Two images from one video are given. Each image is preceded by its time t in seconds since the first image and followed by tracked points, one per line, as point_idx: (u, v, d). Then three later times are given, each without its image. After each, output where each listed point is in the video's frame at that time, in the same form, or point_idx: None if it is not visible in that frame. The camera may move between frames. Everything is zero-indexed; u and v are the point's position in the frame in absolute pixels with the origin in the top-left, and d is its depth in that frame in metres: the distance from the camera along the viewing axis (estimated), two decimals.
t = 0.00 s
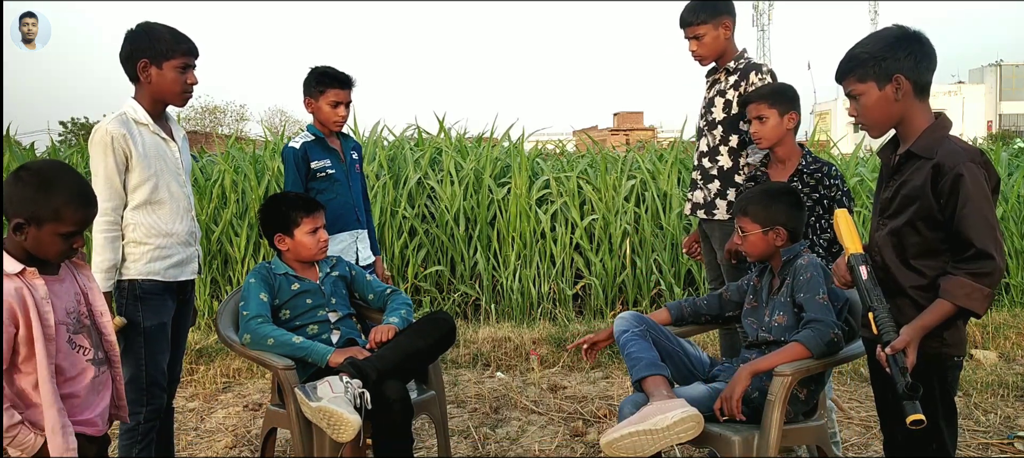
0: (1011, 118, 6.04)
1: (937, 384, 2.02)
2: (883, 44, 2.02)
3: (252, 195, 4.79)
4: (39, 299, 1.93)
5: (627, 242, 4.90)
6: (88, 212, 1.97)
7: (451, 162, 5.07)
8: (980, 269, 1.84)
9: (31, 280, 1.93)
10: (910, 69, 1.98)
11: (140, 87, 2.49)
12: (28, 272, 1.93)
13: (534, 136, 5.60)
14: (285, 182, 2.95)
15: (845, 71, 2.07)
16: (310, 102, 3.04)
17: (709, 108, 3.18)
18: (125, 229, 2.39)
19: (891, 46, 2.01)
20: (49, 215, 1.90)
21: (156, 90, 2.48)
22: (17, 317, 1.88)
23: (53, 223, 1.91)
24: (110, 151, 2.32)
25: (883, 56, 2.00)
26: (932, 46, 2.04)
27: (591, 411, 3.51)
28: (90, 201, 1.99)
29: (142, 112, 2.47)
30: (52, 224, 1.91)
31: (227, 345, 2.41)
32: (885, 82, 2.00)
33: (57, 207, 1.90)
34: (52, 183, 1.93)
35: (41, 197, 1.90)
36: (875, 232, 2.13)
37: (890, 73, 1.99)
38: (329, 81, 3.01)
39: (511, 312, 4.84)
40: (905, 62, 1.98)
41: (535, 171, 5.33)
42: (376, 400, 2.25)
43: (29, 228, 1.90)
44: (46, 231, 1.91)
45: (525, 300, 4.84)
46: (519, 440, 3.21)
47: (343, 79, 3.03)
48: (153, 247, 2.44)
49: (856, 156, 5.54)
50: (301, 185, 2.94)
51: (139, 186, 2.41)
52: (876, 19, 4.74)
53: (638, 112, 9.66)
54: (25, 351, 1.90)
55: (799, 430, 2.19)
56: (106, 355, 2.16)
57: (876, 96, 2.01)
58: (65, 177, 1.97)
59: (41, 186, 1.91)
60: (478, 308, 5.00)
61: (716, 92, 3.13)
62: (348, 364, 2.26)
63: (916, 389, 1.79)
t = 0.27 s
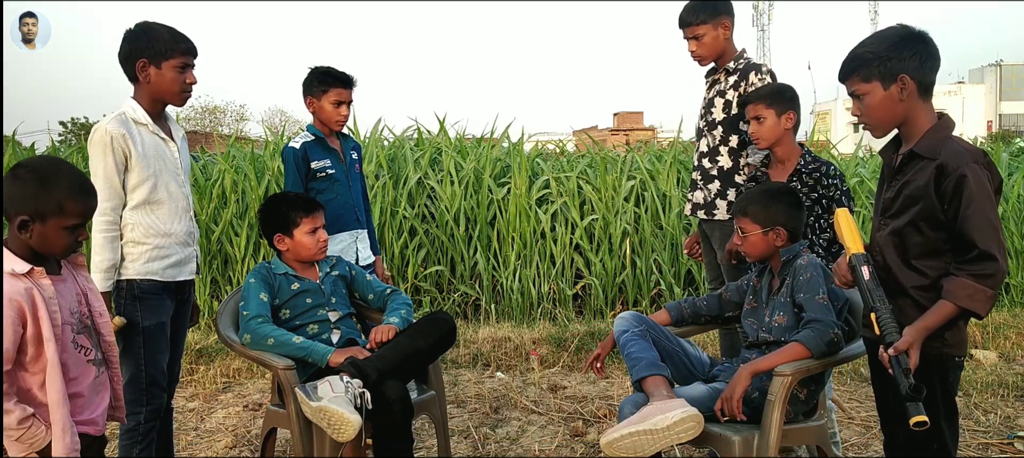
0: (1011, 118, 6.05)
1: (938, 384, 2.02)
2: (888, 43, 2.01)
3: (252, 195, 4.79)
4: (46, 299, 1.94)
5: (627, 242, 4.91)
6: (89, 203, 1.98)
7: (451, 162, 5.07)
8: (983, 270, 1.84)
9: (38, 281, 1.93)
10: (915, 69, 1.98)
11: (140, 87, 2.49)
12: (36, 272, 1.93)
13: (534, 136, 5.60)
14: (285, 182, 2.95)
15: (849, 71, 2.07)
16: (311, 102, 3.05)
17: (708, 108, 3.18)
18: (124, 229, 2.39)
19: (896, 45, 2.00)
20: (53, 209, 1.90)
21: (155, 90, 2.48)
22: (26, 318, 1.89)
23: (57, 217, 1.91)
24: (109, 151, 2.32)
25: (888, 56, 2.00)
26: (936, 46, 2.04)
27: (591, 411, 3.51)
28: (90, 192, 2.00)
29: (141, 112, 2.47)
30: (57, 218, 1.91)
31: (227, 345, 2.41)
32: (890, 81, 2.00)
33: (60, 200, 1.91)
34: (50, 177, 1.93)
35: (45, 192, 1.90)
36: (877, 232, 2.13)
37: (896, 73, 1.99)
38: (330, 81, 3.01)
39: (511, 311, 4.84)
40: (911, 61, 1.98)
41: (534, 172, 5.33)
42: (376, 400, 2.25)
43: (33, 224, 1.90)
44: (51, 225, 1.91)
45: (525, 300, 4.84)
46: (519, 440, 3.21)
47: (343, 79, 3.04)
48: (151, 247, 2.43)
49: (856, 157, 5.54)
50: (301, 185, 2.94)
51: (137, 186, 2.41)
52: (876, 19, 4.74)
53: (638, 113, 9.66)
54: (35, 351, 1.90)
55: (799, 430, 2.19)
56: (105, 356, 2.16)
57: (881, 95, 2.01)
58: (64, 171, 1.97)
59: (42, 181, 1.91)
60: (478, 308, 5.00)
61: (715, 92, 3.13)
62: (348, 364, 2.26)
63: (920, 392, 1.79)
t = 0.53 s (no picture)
0: (1010, 118, 6.05)
1: (940, 385, 2.02)
2: (894, 41, 2.01)
3: (252, 196, 4.79)
4: (48, 300, 1.94)
5: (627, 242, 4.91)
6: (86, 197, 1.98)
7: (451, 162, 5.07)
8: (986, 271, 1.84)
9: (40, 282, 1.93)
10: (921, 69, 1.98)
11: (139, 87, 2.49)
12: (37, 272, 1.93)
13: (534, 136, 5.60)
14: (285, 182, 2.95)
15: (854, 68, 2.07)
16: (311, 102, 3.04)
17: (708, 108, 3.18)
18: (121, 229, 2.39)
19: (902, 43, 2.00)
20: (49, 205, 1.91)
21: (155, 89, 2.48)
22: (30, 318, 1.88)
23: (55, 213, 1.91)
24: (107, 151, 2.32)
25: (894, 54, 1.99)
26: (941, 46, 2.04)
27: (591, 411, 3.51)
28: (85, 186, 2.00)
29: (140, 112, 2.47)
30: (55, 214, 1.91)
31: (227, 345, 2.41)
32: (896, 80, 1.99)
33: (57, 196, 1.91)
34: (45, 174, 1.93)
35: (42, 188, 1.90)
36: (880, 232, 2.13)
37: (902, 72, 1.98)
38: (332, 80, 3.02)
39: (511, 311, 4.84)
40: (916, 60, 1.98)
41: (535, 171, 5.33)
42: (376, 400, 2.25)
43: (32, 222, 1.91)
44: (49, 222, 1.91)
45: (525, 300, 4.83)
46: (519, 440, 3.21)
47: (345, 79, 3.04)
48: (149, 247, 2.43)
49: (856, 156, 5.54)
50: (301, 185, 2.94)
51: (135, 186, 2.41)
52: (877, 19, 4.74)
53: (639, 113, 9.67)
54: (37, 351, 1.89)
55: (799, 430, 2.19)
56: (103, 356, 2.16)
57: (885, 93, 2.01)
58: (61, 168, 1.97)
59: (38, 177, 1.92)
60: (478, 308, 5.00)
61: (716, 92, 3.13)
62: (348, 364, 2.26)
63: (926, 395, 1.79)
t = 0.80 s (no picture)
0: (1010, 118, 6.05)
1: (942, 385, 2.02)
2: (898, 40, 2.00)
3: (252, 196, 4.79)
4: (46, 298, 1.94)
5: (627, 242, 4.91)
6: (81, 194, 1.98)
7: (451, 162, 5.07)
8: (988, 271, 1.84)
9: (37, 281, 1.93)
10: (924, 68, 1.98)
11: (139, 87, 2.49)
12: (35, 271, 1.93)
13: (534, 136, 5.60)
14: (285, 182, 2.95)
15: (857, 65, 2.06)
16: (312, 101, 3.04)
17: (708, 108, 3.18)
18: (121, 229, 2.38)
19: (906, 42, 2.00)
20: (46, 202, 1.91)
21: (154, 89, 2.48)
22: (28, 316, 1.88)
23: (51, 210, 1.91)
24: (107, 151, 2.32)
25: (898, 53, 1.99)
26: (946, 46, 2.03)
27: (591, 411, 3.51)
28: (80, 183, 2.00)
29: (140, 111, 2.46)
30: (51, 211, 1.91)
31: (227, 345, 2.41)
32: (898, 79, 1.99)
33: (52, 194, 1.91)
34: (41, 172, 1.93)
35: (37, 185, 1.90)
36: (881, 231, 2.13)
37: (904, 71, 1.98)
38: (332, 79, 3.02)
39: (511, 311, 4.84)
40: (919, 60, 1.98)
41: (535, 171, 5.33)
42: (376, 400, 2.25)
43: (28, 220, 1.90)
44: (46, 219, 1.91)
45: (525, 300, 4.83)
46: (519, 440, 3.21)
47: (345, 78, 3.05)
48: (148, 247, 2.43)
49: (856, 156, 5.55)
50: (301, 185, 2.94)
51: (135, 186, 2.41)
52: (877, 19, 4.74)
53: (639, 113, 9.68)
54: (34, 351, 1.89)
55: (799, 430, 2.19)
56: (101, 358, 2.16)
57: (887, 92, 2.01)
58: (56, 166, 1.97)
59: (32, 175, 1.91)
60: (478, 308, 5.00)
61: (716, 92, 3.13)
62: (348, 364, 2.26)
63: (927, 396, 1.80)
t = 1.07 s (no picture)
0: (1010, 118, 6.06)
1: (941, 385, 2.02)
2: (902, 39, 2.00)
3: (252, 196, 4.79)
4: (41, 296, 1.94)
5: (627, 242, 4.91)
6: (78, 190, 1.98)
7: (451, 162, 5.07)
8: (985, 272, 1.84)
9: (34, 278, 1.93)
10: (926, 68, 1.98)
11: (139, 87, 2.49)
12: (31, 269, 1.93)
13: (534, 136, 5.60)
14: (285, 182, 2.95)
15: (860, 61, 2.06)
16: (311, 101, 3.04)
17: (708, 108, 3.18)
18: (121, 229, 2.39)
19: (912, 41, 1.99)
20: (42, 199, 1.91)
21: (154, 89, 2.48)
22: (25, 313, 1.88)
23: (48, 206, 1.91)
24: (107, 151, 2.32)
25: (901, 51, 1.99)
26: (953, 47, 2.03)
27: (592, 411, 3.51)
28: (77, 180, 2.00)
29: (140, 111, 2.46)
30: (48, 207, 1.91)
31: (227, 345, 2.41)
32: (899, 78, 1.99)
33: (48, 190, 1.91)
34: (38, 169, 1.93)
35: (35, 181, 1.91)
36: (881, 231, 2.13)
37: (906, 70, 1.98)
38: (332, 79, 3.03)
39: (511, 311, 4.84)
40: (923, 60, 1.98)
41: (535, 171, 5.33)
42: (376, 400, 2.25)
43: (26, 217, 1.91)
44: (42, 215, 1.91)
45: (525, 300, 4.83)
46: (519, 440, 3.21)
47: (344, 77, 3.05)
48: (148, 246, 2.43)
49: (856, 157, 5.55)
50: (301, 185, 2.94)
51: (135, 186, 2.41)
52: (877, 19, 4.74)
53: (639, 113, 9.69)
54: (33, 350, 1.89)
55: (799, 430, 2.19)
56: (101, 358, 2.15)
57: (888, 90, 2.01)
58: (54, 164, 1.97)
59: (30, 172, 1.92)
60: (478, 308, 5.00)
61: (716, 92, 3.13)
62: (348, 364, 2.26)
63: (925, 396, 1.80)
